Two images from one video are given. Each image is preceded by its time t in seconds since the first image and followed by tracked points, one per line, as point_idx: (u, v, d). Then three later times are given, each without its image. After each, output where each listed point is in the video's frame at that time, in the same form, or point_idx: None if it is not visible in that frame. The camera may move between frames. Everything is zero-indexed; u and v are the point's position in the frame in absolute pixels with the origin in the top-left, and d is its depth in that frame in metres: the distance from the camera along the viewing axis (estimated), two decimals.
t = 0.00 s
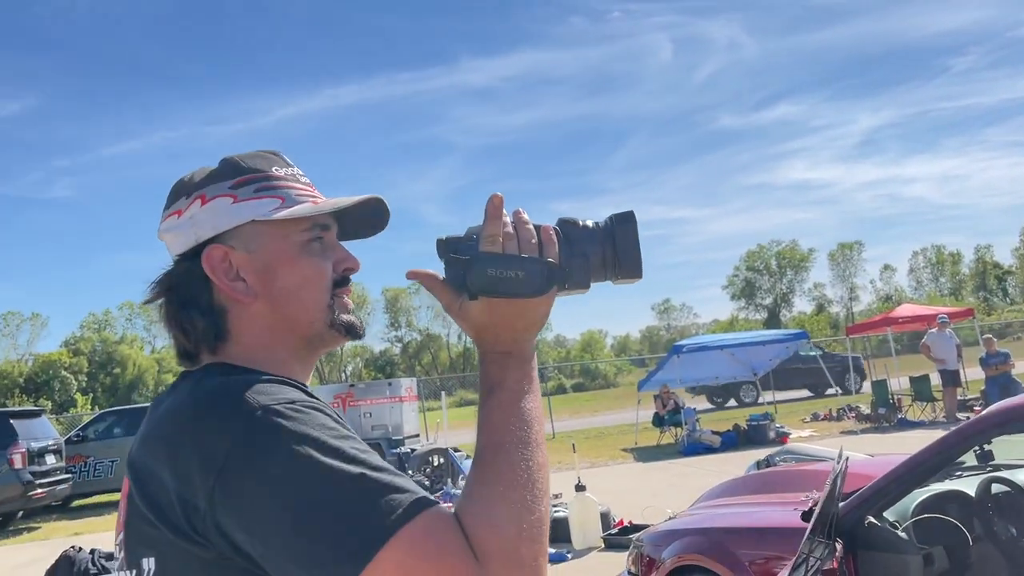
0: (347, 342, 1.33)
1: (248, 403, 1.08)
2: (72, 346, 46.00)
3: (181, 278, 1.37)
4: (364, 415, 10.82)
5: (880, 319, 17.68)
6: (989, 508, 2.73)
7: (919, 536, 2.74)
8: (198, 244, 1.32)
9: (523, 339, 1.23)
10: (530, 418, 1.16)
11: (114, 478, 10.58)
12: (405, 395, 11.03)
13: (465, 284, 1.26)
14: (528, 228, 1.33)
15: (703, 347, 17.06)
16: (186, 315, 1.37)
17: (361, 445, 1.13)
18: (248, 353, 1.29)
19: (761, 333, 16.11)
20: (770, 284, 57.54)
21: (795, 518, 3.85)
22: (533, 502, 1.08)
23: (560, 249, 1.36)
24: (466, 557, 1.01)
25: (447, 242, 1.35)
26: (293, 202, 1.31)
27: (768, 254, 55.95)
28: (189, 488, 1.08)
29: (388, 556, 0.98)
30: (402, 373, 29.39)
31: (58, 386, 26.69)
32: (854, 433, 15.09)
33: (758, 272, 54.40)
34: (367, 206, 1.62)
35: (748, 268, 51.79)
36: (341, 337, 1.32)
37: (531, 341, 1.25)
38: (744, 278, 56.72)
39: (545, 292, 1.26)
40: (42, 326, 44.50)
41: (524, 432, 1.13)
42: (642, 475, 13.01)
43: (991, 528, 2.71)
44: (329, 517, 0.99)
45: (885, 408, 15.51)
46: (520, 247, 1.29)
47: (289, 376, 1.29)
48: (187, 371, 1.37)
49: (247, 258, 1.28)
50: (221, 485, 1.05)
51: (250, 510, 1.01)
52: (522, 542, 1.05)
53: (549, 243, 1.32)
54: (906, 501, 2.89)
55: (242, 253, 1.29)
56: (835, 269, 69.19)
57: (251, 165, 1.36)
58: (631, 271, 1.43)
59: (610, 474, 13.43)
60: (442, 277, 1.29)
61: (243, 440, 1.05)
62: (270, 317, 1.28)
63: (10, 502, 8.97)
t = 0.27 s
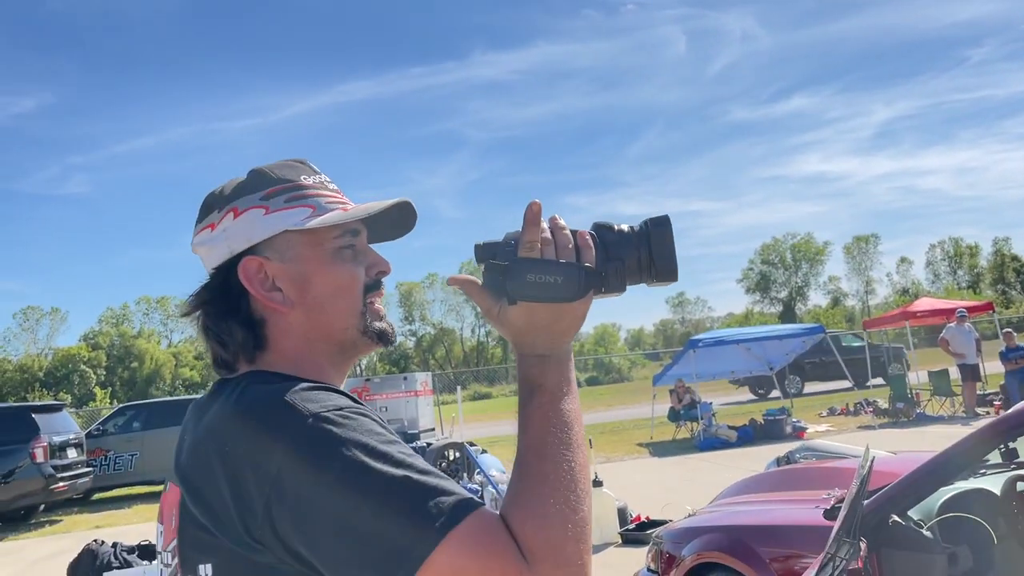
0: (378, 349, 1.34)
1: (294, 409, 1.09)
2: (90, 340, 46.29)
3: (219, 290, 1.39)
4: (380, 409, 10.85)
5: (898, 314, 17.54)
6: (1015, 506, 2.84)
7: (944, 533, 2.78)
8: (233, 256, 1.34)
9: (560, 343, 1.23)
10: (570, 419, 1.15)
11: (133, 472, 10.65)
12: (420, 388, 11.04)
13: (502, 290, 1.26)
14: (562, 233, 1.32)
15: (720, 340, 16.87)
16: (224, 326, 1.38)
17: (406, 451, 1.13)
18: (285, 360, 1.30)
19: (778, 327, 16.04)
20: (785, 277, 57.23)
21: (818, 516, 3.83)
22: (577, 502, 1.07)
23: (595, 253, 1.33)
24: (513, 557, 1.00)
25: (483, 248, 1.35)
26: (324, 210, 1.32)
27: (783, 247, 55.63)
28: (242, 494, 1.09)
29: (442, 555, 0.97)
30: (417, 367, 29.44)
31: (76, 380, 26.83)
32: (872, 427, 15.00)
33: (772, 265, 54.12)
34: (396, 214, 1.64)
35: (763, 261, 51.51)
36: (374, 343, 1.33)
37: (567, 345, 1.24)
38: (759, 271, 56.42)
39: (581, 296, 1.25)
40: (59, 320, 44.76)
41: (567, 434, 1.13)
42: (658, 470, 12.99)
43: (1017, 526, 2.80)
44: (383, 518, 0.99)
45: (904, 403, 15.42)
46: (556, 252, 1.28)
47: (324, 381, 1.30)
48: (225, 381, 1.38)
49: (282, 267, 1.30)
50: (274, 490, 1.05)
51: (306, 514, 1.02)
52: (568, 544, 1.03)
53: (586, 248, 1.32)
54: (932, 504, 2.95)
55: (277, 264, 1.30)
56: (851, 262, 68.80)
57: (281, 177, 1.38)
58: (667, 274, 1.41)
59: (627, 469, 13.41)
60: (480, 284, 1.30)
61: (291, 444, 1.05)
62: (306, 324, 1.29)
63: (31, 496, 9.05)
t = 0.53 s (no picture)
0: (377, 356, 1.36)
1: (306, 412, 1.09)
2: (96, 337, 46.38)
3: (224, 302, 1.40)
4: (384, 405, 10.88)
5: (904, 311, 17.48)
6: (1014, 504, 2.85)
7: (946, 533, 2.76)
8: (238, 267, 1.35)
9: (558, 346, 1.24)
10: (567, 420, 1.16)
11: (139, 468, 10.69)
12: (424, 385, 11.06)
13: (500, 297, 1.27)
14: (556, 240, 1.33)
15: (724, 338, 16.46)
16: (228, 335, 1.39)
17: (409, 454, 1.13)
18: (290, 369, 1.31)
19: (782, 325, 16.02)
20: (791, 274, 57.06)
21: (819, 515, 3.82)
22: (575, 499, 1.08)
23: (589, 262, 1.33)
24: (512, 554, 1.01)
25: (480, 257, 1.36)
26: (328, 224, 1.33)
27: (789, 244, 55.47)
28: (250, 498, 1.09)
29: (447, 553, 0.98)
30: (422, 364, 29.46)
31: (83, 377, 26.91)
32: (877, 425, 14.97)
33: (778, 262, 53.99)
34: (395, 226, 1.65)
35: (769, 258, 51.37)
36: (374, 350, 1.35)
37: (565, 348, 1.25)
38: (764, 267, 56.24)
39: (578, 301, 1.26)
40: (65, 317, 44.88)
41: (566, 436, 1.14)
42: (662, 468, 12.98)
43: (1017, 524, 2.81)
44: (389, 520, 0.99)
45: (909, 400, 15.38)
46: (552, 260, 1.29)
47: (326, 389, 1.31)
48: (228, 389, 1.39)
49: (287, 279, 1.30)
50: (286, 493, 1.05)
51: (316, 515, 1.03)
52: (568, 542, 1.04)
53: (581, 255, 1.33)
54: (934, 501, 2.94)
55: (281, 276, 1.31)
56: (857, 258, 68.57)
57: (285, 192, 1.38)
58: (660, 282, 1.41)
59: (632, 466, 13.41)
60: (477, 292, 1.30)
61: (298, 448, 1.05)
62: (310, 334, 1.31)
63: (38, 492, 9.10)
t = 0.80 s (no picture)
0: (369, 362, 1.34)
1: (303, 414, 1.05)
2: (90, 334, 46.28)
3: (220, 302, 1.37)
4: (377, 404, 10.87)
5: (896, 310, 17.49)
6: (1000, 505, 2.76)
7: (929, 533, 2.80)
8: (238, 269, 1.32)
9: (536, 359, 1.21)
10: (544, 431, 1.13)
11: (130, 467, 10.63)
12: (417, 384, 11.06)
13: (476, 313, 1.24)
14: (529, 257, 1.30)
15: (718, 337, 16.35)
16: (223, 335, 1.37)
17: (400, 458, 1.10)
18: (284, 371, 1.29)
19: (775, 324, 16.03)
20: (785, 273, 57.13)
21: (803, 515, 3.81)
22: (554, 510, 1.05)
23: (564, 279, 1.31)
24: (495, 563, 0.98)
25: (459, 272, 1.34)
26: (326, 231, 1.31)
27: (783, 243, 55.52)
28: (241, 497, 1.04)
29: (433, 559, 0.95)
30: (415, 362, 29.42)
31: (75, 375, 26.81)
32: (869, 423, 14.98)
33: (773, 261, 54.02)
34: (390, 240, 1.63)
35: (763, 257, 51.43)
36: (365, 357, 1.32)
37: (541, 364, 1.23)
38: (759, 266, 56.27)
39: (552, 318, 1.24)
40: (60, 314, 44.79)
41: (547, 447, 1.12)
42: (654, 466, 12.97)
43: (1000, 526, 2.74)
44: (380, 521, 0.96)
45: (901, 399, 15.40)
46: (527, 277, 1.27)
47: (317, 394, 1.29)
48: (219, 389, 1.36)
49: (285, 281, 1.28)
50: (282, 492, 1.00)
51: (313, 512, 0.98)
52: (547, 553, 1.01)
53: (554, 272, 1.29)
54: (919, 500, 2.92)
55: (279, 278, 1.29)
56: (851, 257, 68.66)
57: (285, 198, 1.36)
58: (632, 300, 1.39)
59: (624, 465, 13.42)
60: (455, 309, 1.28)
61: (295, 446, 1.02)
62: (304, 338, 1.29)
63: (28, 492, 9.05)
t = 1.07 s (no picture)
0: (367, 367, 1.36)
1: (307, 424, 1.09)
2: (72, 333, 45.88)
3: (218, 306, 1.38)
4: (362, 404, 10.76)
5: (878, 310, 17.59)
6: (973, 507, 2.76)
7: (903, 534, 2.81)
8: (238, 274, 1.33)
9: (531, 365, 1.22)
10: (541, 435, 1.15)
11: (111, 467, 10.53)
12: (401, 383, 11.01)
13: (473, 317, 1.25)
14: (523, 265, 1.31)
15: (701, 337, 16.13)
16: (221, 339, 1.38)
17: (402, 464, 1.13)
18: (284, 376, 1.31)
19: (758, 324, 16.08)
20: (769, 273, 57.38)
21: (777, 516, 3.84)
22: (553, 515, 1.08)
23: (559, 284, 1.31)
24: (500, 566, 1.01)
25: (454, 278, 1.34)
26: (326, 236, 1.32)
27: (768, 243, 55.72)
28: (251, 506, 1.08)
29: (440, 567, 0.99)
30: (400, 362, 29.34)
31: (57, 375, 26.52)
32: (851, 423, 15.06)
33: (758, 261, 54.21)
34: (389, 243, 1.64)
35: (748, 257, 51.58)
36: (363, 362, 1.35)
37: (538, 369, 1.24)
38: (743, 267, 56.46)
39: (548, 324, 1.24)
40: (42, 312, 44.37)
41: (547, 452, 1.13)
42: (637, 466, 12.99)
43: (974, 527, 2.74)
44: (390, 527, 0.99)
45: (882, 400, 15.49)
46: (522, 285, 1.27)
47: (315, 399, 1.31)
48: (219, 393, 1.37)
49: (285, 288, 1.29)
50: (290, 500, 1.04)
51: (320, 520, 1.02)
52: (548, 554, 1.04)
53: (550, 278, 1.30)
54: (892, 502, 2.95)
55: (280, 284, 1.30)
56: (836, 257, 69.02)
57: (285, 201, 1.36)
58: (628, 306, 1.36)
59: (607, 465, 13.44)
60: (452, 314, 1.28)
61: (305, 456, 1.05)
62: (305, 344, 1.31)
63: (8, 492, 8.96)
